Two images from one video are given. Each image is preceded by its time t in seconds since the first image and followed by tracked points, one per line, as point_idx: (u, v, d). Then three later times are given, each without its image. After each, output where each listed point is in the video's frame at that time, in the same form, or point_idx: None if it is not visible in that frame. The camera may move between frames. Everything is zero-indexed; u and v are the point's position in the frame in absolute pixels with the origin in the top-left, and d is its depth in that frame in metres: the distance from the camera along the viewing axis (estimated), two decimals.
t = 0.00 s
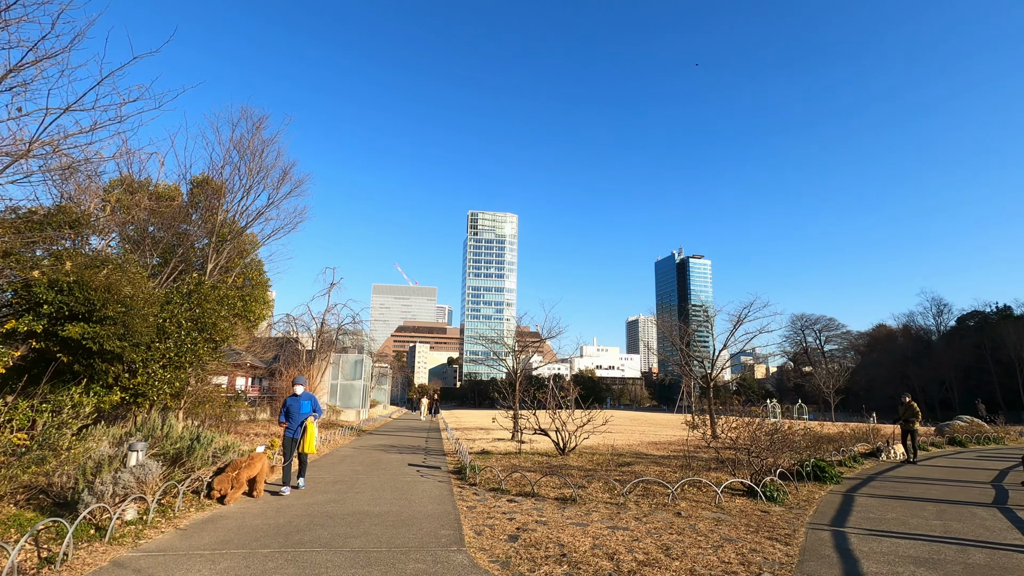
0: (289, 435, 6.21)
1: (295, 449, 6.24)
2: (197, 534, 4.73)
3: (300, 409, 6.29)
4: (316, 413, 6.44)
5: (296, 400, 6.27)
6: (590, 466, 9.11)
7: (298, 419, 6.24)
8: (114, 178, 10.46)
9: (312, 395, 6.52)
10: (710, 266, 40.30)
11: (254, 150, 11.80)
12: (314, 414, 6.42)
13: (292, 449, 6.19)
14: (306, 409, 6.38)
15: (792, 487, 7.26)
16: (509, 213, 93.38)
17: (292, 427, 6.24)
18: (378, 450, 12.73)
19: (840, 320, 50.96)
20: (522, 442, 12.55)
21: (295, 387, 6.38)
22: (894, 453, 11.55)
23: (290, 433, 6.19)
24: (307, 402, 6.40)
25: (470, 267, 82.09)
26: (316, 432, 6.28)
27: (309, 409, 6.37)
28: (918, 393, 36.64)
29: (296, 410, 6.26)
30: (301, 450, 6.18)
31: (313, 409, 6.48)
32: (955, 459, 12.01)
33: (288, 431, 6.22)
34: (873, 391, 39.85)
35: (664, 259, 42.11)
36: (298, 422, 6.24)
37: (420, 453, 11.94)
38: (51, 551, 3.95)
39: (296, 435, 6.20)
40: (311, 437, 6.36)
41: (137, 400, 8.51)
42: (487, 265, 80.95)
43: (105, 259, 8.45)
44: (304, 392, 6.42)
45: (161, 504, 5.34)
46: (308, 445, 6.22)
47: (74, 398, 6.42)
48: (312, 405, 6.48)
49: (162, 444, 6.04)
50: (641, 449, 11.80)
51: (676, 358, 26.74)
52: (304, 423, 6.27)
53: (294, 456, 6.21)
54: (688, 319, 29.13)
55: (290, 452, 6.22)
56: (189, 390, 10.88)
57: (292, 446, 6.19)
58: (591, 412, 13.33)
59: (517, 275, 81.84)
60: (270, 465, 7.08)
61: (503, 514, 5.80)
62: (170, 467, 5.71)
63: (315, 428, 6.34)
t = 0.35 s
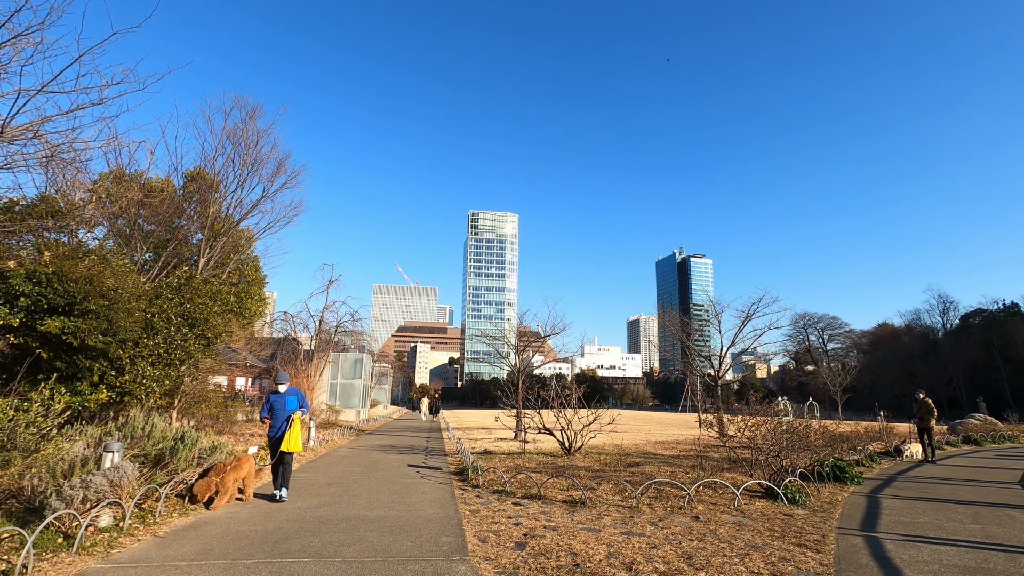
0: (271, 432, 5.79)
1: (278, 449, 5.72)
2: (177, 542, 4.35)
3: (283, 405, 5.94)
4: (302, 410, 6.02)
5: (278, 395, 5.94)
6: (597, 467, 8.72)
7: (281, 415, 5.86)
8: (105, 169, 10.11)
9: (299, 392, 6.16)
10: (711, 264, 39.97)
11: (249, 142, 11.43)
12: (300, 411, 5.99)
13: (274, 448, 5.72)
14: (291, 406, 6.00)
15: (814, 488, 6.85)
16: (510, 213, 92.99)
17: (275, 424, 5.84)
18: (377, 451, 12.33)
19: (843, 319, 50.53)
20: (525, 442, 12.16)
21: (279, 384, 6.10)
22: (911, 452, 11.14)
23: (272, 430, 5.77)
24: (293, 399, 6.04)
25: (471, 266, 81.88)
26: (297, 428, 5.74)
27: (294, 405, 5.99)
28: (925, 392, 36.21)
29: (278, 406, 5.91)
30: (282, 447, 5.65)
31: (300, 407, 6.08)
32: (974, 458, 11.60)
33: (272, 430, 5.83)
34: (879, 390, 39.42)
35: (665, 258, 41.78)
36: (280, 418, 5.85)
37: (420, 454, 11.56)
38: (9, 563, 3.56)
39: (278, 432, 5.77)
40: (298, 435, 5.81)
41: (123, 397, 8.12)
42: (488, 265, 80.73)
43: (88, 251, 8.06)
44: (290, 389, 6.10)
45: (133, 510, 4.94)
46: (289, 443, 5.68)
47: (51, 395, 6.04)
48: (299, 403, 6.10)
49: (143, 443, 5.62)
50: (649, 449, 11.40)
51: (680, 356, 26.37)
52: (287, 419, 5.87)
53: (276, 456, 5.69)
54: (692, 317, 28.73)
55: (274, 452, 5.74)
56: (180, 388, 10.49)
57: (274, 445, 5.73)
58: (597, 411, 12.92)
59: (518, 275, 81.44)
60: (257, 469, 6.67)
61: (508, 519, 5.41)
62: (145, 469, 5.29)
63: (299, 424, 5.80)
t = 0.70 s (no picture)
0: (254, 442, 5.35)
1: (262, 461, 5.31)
2: (154, 562, 3.96)
3: (267, 412, 5.44)
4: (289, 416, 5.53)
5: (261, 401, 5.45)
6: (606, 473, 8.32)
7: (263, 423, 5.39)
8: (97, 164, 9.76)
9: (284, 396, 5.66)
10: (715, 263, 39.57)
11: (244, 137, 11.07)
12: (285, 418, 5.51)
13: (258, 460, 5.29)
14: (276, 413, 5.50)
15: (839, 496, 6.45)
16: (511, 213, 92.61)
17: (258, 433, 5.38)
18: (376, 455, 11.95)
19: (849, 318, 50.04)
20: (530, 445, 11.77)
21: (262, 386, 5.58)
22: (931, 456, 10.73)
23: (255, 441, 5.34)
24: (277, 404, 5.53)
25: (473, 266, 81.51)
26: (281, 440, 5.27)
27: (278, 411, 5.47)
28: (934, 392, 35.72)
29: (262, 413, 5.43)
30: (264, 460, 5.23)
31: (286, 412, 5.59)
32: (995, 462, 11.18)
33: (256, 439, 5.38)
34: (886, 390, 38.93)
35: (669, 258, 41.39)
36: (264, 426, 5.38)
37: (421, 457, 11.19)
38: None
39: (262, 443, 5.33)
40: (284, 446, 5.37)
41: (110, 400, 7.79)
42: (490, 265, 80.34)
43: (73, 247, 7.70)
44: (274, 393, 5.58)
45: (107, 525, 4.56)
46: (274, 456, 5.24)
47: (24, 398, 5.67)
48: (285, 408, 5.60)
49: (122, 451, 5.24)
50: (658, 454, 11.01)
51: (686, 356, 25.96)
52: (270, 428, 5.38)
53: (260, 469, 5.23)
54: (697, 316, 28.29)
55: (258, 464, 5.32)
56: (172, 389, 10.15)
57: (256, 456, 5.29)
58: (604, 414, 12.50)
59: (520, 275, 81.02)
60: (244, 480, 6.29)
61: (514, 532, 5.02)
62: (118, 480, 4.90)
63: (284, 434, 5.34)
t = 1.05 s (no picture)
0: (223, 450, 4.77)
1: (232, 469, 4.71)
2: None
3: (236, 414, 4.91)
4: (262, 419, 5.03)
5: (230, 403, 4.93)
6: (614, 477, 7.92)
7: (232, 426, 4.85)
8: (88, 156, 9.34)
9: (256, 397, 5.15)
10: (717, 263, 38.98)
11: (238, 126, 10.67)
12: (257, 421, 5.00)
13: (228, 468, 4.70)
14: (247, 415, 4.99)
15: (866, 503, 6.02)
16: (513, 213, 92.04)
17: (227, 438, 4.81)
18: (375, 456, 11.57)
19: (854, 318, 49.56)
20: (533, 446, 11.36)
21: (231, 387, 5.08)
22: (952, 458, 10.29)
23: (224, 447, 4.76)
24: (249, 405, 5.03)
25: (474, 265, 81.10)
26: (251, 442, 4.66)
27: (249, 413, 4.95)
28: (942, 393, 35.21)
29: (231, 416, 4.89)
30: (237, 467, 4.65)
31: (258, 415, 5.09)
32: (1018, 465, 10.75)
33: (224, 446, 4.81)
34: (893, 390, 38.44)
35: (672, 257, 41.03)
36: (233, 430, 4.85)
37: (421, 459, 10.80)
38: None
39: (231, 449, 4.76)
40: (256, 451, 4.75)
41: (95, 400, 7.48)
42: (492, 265, 79.99)
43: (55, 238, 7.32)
44: (245, 393, 5.08)
45: (72, 536, 4.17)
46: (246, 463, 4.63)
47: None
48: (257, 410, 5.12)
49: (95, 454, 4.84)
50: (667, 456, 10.60)
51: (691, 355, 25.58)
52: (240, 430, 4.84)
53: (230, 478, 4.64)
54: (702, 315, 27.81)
55: (229, 474, 4.75)
56: (163, 388, 9.77)
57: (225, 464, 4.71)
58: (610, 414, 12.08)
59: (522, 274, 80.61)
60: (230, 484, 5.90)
61: (519, 543, 4.63)
62: (87, 485, 4.50)
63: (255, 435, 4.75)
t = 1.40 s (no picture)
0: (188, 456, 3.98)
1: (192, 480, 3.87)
2: None
3: (203, 412, 4.05)
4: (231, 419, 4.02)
5: (200, 399, 4.10)
6: (625, 481, 7.55)
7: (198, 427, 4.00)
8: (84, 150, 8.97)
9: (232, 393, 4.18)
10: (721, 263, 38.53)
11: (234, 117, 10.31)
12: (225, 420, 3.99)
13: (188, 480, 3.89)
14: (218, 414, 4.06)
15: (898, 510, 5.62)
16: (516, 213, 91.67)
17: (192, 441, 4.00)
18: (376, 458, 11.22)
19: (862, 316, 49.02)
20: (540, 448, 10.99)
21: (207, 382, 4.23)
22: (977, 460, 9.87)
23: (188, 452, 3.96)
24: (221, 402, 4.10)
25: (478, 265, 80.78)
26: (204, 449, 3.76)
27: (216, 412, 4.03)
28: (953, 392, 34.67)
29: (198, 414, 4.06)
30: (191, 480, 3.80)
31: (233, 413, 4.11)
32: None
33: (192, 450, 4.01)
34: (903, 390, 37.91)
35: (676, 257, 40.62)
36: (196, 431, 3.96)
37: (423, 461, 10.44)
38: None
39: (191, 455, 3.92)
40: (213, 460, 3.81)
41: (83, 401, 7.18)
42: (495, 265, 79.67)
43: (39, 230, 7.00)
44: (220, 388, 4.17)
45: (42, 548, 3.83)
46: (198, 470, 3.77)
47: None
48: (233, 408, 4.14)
49: (80, 456, 4.53)
50: (679, 457, 10.21)
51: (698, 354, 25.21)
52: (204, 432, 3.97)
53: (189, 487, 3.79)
54: (709, 314, 27.36)
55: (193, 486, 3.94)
56: (159, 388, 9.44)
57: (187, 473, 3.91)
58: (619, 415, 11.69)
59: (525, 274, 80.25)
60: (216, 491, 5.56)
61: (528, 556, 4.25)
62: (62, 492, 4.14)
63: (210, 443, 3.82)
